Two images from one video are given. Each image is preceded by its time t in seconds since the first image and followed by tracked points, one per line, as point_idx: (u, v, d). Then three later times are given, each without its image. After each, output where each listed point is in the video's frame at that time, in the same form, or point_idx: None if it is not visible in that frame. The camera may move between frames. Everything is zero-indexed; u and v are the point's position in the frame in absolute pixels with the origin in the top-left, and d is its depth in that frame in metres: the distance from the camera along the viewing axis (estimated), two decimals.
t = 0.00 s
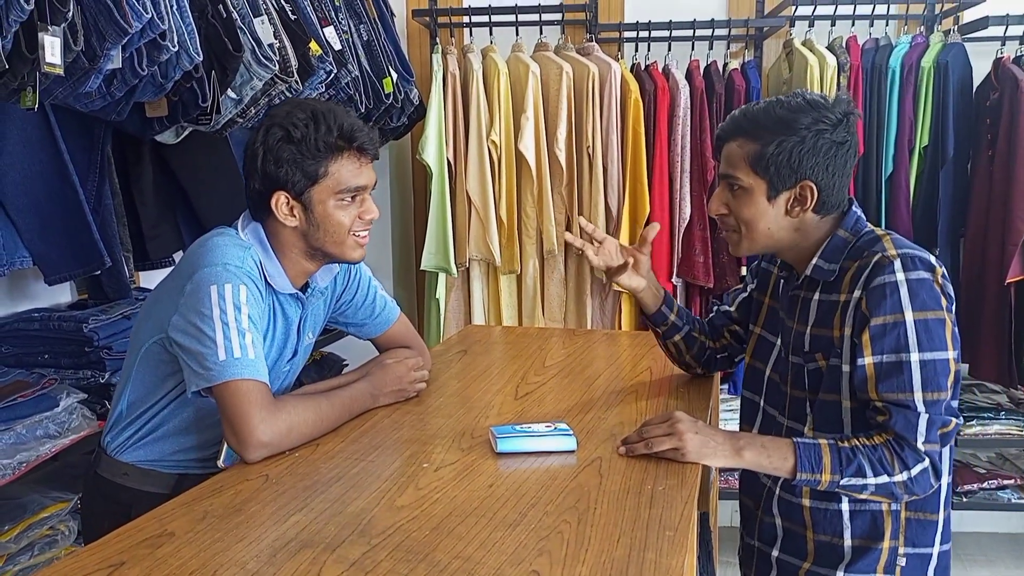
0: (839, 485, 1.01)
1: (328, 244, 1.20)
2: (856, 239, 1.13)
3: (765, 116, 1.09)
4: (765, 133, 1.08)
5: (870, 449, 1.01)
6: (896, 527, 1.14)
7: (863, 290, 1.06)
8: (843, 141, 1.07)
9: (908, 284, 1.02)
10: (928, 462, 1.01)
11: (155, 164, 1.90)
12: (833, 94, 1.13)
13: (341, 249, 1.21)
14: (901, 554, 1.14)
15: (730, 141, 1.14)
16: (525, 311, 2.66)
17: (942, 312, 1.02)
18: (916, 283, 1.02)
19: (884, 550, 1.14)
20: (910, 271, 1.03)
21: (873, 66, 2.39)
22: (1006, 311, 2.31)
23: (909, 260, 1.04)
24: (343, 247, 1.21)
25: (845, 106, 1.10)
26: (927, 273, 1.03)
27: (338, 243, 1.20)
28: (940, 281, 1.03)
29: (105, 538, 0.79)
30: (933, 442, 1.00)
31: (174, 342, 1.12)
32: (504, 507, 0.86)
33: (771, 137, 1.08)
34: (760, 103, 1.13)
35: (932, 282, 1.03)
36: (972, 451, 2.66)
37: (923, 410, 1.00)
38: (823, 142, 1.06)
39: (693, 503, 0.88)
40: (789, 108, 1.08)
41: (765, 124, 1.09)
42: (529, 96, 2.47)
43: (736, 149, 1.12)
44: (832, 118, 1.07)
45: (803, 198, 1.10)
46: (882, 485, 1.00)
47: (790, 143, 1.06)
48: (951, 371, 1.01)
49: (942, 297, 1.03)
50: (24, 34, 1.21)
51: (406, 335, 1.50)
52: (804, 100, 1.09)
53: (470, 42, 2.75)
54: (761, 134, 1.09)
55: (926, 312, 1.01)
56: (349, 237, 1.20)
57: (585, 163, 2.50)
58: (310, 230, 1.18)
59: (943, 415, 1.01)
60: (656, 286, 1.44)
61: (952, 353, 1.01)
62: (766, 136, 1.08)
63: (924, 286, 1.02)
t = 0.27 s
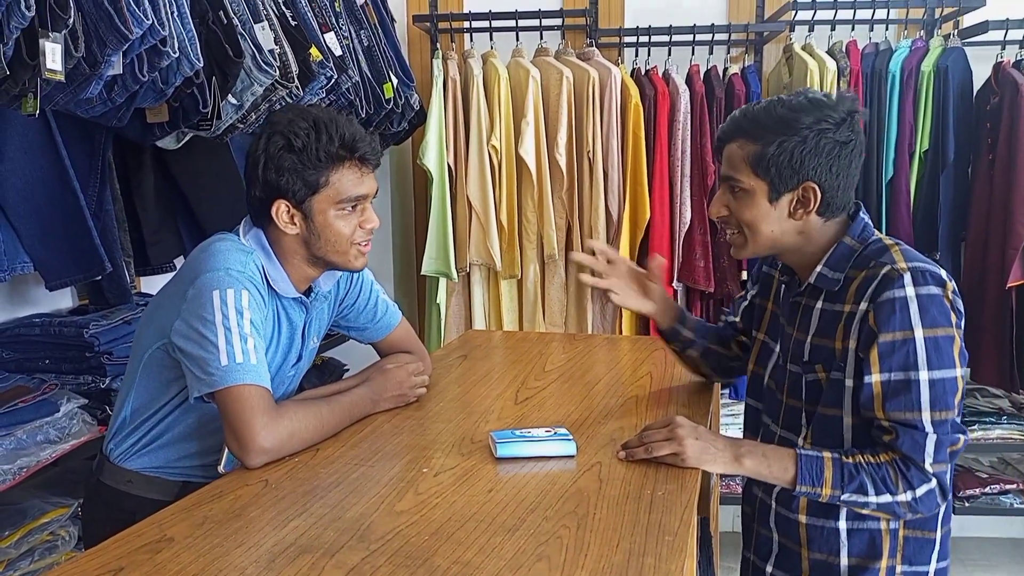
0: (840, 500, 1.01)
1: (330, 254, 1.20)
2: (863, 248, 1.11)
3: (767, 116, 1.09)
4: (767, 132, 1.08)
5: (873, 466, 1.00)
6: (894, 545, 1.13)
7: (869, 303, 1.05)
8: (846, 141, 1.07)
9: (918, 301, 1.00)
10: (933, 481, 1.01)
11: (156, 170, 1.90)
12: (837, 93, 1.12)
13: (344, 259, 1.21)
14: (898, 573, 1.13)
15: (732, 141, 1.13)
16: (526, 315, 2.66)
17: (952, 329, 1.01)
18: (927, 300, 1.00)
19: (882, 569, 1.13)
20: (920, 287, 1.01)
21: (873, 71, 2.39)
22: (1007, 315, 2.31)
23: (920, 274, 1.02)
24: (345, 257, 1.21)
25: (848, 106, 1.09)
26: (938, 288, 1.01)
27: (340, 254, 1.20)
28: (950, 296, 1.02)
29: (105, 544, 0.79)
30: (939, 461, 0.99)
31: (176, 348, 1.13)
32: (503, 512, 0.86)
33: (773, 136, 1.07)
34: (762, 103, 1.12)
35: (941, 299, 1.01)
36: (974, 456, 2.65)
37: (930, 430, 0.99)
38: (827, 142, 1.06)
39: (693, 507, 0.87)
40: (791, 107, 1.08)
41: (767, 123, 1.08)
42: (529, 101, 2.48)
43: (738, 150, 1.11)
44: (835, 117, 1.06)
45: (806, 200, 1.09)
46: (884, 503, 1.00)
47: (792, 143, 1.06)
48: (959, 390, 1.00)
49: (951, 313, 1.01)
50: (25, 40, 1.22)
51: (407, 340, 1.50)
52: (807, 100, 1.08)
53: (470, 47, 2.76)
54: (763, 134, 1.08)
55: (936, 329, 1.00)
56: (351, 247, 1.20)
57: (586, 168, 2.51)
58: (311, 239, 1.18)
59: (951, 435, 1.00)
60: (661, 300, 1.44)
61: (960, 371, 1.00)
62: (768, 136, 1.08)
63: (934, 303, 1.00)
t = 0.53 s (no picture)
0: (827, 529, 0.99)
1: (317, 261, 1.20)
2: (864, 269, 1.05)
3: (777, 120, 1.01)
4: (774, 139, 1.01)
5: (867, 504, 0.96)
6: None
7: (868, 337, 0.98)
8: (859, 155, 0.99)
9: (921, 341, 0.93)
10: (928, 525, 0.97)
11: (153, 176, 1.90)
12: (858, 95, 1.03)
13: (333, 268, 1.21)
14: None
15: (740, 139, 1.06)
16: (522, 322, 2.66)
17: (955, 371, 0.95)
18: (931, 340, 0.93)
19: None
20: (923, 327, 0.94)
21: (867, 78, 2.41)
22: (1003, 322, 2.31)
23: (924, 313, 0.95)
24: (334, 266, 1.21)
25: (867, 111, 1.00)
26: (941, 327, 0.94)
27: (330, 262, 1.21)
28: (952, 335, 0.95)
29: (99, 551, 0.79)
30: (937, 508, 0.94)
31: (169, 354, 1.13)
32: (498, 518, 0.86)
33: (780, 144, 1.00)
34: (777, 102, 1.04)
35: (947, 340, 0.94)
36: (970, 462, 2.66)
37: (931, 477, 0.93)
38: (837, 155, 0.99)
39: (688, 514, 0.88)
40: (803, 113, 1.00)
41: (775, 129, 1.01)
42: (526, 108, 2.49)
43: (743, 153, 1.05)
44: (850, 128, 0.98)
45: (810, 214, 1.03)
46: (873, 540, 0.97)
47: (798, 155, 0.99)
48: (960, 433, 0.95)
49: (955, 354, 0.95)
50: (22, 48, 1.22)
51: (402, 346, 1.50)
52: (820, 105, 1.00)
53: (468, 54, 2.77)
54: (770, 139, 1.02)
55: (939, 371, 0.93)
56: (340, 257, 1.21)
57: (583, 176, 2.52)
58: (302, 244, 1.19)
59: (948, 483, 0.96)
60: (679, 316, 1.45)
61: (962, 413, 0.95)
62: (775, 143, 1.01)
63: (939, 344, 0.93)
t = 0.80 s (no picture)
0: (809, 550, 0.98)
1: (303, 271, 1.17)
2: (850, 289, 0.99)
3: (786, 128, 0.95)
4: (781, 148, 0.95)
5: (847, 537, 0.94)
6: None
7: (825, 366, 0.95)
8: (872, 167, 0.93)
9: (869, 375, 0.89)
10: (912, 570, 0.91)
11: (145, 181, 1.89)
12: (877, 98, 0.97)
13: (317, 280, 1.18)
14: None
15: (746, 145, 1.00)
16: (517, 326, 2.65)
17: (914, 407, 0.88)
18: (879, 375, 0.88)
19: None
20: (871, 362, 0.89)
21: (862, 82, 2.41)
22: (999, 325, 2.31)
23: (873, 346, 0.89)
24: (319, 279, 1.18)
25: (886, 118, 0.94)
26: (894, 361, 0.88)
27: (315, 274, 1.18)
28: (912, 370, 0.88)
29: (87, 559, 0.78)
30: (910, 554, 0.89)
31: (160, 360, 1.11)
32: (493, 525, 0.85)
33: (789, 153, 0.94)
34: (787, 105, 0.97)
35: (900, 374, 0.88)
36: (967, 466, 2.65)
37: (898, 519, 0.89)
38: (847, 168, 0.93)
39: (686, 519, 0.87)
40: (816, 119, 0.94)
41: (782, 133, 0.95)
42: (521, 112, 2.48)
43: (747, 160, 0.99)
44: (863, 138, 0.92)
45: (816, 229, 0.97)
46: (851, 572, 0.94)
47: (807, 167, 0.93)
48: (931, 475, 0.88)
49: (914, 391, 0.88)
50: (12, 50, 1.21)
51: (396, 351, 1.49)
52: (836, 110, 0.93)
53: (462, 58, 2.76)
54: (776, 148, 0.96)
55: (889, 409, 0.88)
56: (328, 271, 1.18)
57: (579, 181, 2.51)
58: (290, 252, 1.16)
59: (927, 526, 0.89)
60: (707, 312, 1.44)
61: (931, 453, 0.88)
62: (782, 152, 0.95)
63: (889, 379, 0.88)
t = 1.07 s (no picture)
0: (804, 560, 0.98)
1: (309, 259, 1.18)
2: (837, 303, 1.01)
3: (737, 161, 0.99)
4: (737, 182, 0.99)
5: (840, 548, 0.94)
6: None
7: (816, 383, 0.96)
8: (827, 186, 0.97)
9: (859, 391, 0.89)
10: None
11: (145, 185, 1.89)
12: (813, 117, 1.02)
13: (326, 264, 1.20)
14: None
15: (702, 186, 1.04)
16: (518, 330, 2.65)
17: (908, 422, 0.88)
18: (870, 391, 0.89)
19: None
20: (862, 378, 0.89)
21: (862, 87, 2.39)
22: (1000, 329, 2.31)
23: (865, 362, 0.89)
24: (326, 262, 1.19)
25: (830, 136, 0.99)
26: (885, 376, 0.88)
27: (322, 259, 1.19)
28: (904, 385, 0.88)
29: (85, 566, 0.78)
30: (902, 569, 0.88)
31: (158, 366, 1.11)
32: (493, 531, 0.85)
33: (744, 186, 0.98)
34: (735, 138, 1.02)
35: (891, 389, 0.88)
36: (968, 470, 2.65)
37: (889, 534, 0.89)
38: (803, 191, 0.96)
39: (686, 525, 0.86)
40: (765, 149, 0.98)
41: (733, 168, 1.00)
42: (521, 116, 2.48)
43: (708, 197, 1.03)
44: (812, 159, 0.97)
45: (786, 253, 1.00)
46: None
47: (766, 195, 0.97)
48: (923, 491, 0.88)
49: (907, 406, 0.88)
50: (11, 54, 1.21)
51: (395, 355, 1.49)
52: (780, 138, 0.98)
53: (462, 62, 2.76)
54: (731, 183, 1.00)
55: (880, 425, 0.88)
56: (333, 253, 1.19)
57: (579, 185, 2.51)
58: (291, 242, 1.17)
59: (918, 542, 0.89)
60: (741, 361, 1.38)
61: (923, 469, 0.88)
62: (738, 186, 0.99)
63: (880, 396, 0.88)
